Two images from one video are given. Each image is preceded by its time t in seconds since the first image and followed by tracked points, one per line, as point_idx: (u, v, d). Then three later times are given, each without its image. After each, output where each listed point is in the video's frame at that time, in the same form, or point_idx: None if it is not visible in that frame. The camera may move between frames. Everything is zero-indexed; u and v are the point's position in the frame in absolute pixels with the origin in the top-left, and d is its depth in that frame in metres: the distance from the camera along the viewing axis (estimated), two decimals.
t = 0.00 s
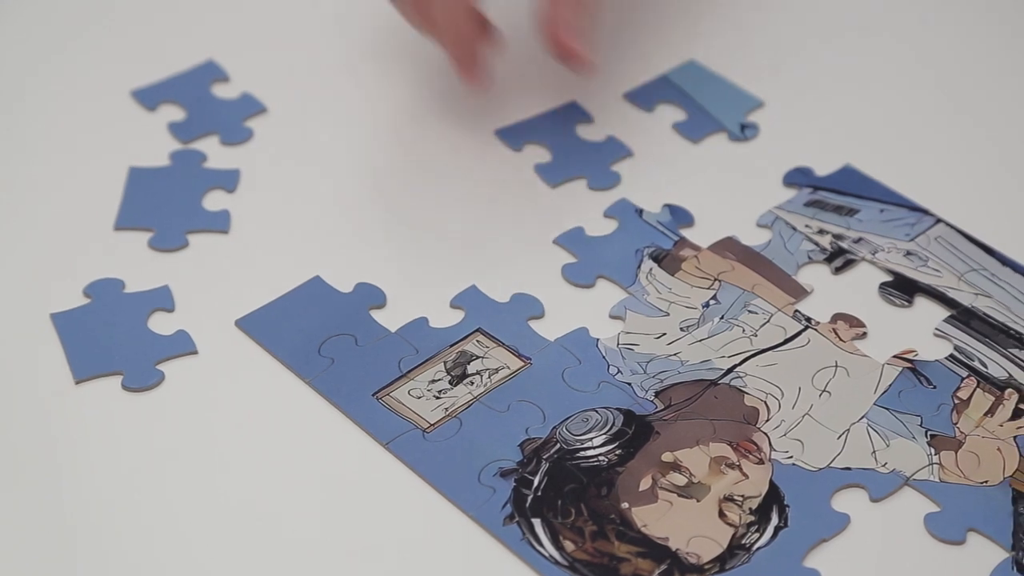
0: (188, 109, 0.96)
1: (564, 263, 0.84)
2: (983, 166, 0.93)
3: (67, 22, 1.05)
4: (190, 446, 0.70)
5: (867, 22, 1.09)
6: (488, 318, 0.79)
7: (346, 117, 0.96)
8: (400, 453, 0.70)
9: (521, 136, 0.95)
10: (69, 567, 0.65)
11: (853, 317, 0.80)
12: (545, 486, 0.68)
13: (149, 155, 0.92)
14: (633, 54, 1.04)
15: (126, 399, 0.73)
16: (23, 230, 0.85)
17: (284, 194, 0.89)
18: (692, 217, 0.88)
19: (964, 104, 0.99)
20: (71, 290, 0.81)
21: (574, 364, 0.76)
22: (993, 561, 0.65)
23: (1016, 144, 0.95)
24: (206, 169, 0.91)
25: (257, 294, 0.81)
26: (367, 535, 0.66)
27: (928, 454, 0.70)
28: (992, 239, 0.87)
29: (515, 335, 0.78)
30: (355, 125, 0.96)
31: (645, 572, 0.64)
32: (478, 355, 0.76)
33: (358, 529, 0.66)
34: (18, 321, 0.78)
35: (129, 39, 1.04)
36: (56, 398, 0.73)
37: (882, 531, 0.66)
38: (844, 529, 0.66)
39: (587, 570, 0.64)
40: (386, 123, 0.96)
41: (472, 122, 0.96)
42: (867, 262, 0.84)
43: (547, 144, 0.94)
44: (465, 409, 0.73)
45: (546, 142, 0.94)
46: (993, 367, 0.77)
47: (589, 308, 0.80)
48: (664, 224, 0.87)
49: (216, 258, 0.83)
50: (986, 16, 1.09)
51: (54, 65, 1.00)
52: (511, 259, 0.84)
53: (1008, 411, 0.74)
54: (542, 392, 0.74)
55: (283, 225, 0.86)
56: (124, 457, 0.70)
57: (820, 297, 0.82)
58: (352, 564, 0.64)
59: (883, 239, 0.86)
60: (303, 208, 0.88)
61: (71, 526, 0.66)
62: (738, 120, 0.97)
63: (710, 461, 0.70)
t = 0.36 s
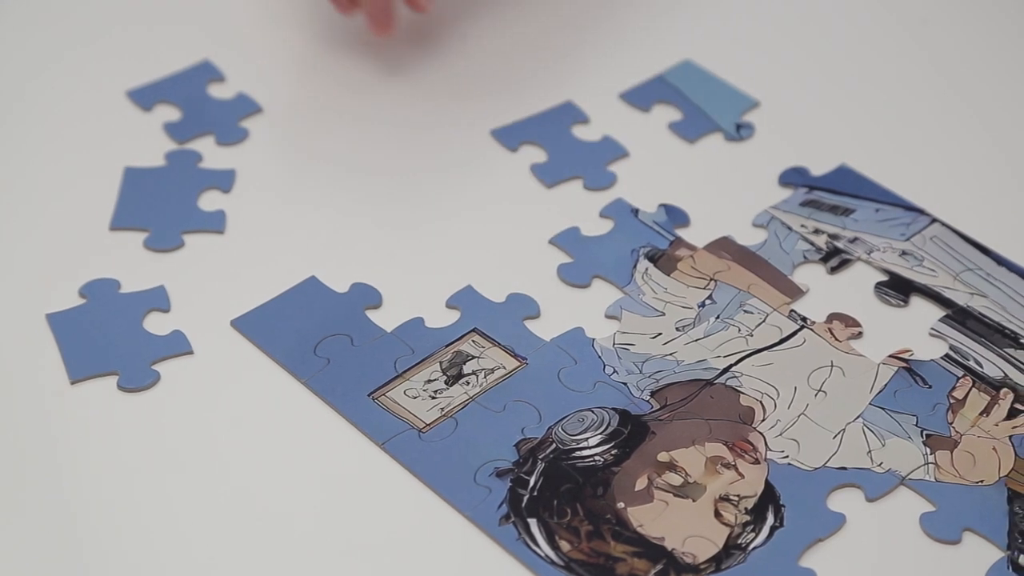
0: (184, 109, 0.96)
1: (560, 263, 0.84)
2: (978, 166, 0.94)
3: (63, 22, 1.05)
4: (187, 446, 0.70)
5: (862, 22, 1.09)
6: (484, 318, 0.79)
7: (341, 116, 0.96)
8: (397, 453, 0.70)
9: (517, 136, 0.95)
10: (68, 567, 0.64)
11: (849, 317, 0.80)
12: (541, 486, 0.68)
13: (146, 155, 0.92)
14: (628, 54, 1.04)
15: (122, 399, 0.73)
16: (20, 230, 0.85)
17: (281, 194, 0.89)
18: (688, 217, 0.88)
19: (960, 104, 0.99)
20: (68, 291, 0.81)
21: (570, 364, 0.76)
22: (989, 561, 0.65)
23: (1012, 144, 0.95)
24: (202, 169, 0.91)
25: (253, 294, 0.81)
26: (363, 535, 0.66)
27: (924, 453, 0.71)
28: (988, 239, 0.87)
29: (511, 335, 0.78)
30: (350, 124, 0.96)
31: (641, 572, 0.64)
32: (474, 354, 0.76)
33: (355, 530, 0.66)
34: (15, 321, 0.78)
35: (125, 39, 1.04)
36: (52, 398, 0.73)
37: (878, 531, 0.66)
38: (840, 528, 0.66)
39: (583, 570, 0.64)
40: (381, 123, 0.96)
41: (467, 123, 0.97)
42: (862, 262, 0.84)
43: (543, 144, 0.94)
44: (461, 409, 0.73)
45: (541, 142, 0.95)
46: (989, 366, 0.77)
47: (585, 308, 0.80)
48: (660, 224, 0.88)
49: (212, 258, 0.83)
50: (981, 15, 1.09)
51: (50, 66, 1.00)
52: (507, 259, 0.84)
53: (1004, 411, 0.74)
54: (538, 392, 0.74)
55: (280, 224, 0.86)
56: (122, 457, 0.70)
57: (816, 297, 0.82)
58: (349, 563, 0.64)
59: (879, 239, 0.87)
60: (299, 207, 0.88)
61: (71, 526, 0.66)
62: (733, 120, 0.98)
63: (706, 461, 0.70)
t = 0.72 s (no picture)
0: (180, 109, 0.96)
1: (556, 263, 0.84)
2: (974, 166, 0.94)
3: (58, 22, 1.05)
4: (184, 446, 0.70)
5: (856, 22, 1.09)
6: (480, 318, 0.79)
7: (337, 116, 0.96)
8: (393, 454, 0.70)
9: (513, 136, 0.95)
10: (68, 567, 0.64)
11: (845, 317, 0.80)
12: (538, 486, 0.68)
13: (143, 155, 0.92)
14: (623, 55, 1.04)
15: (119, 399, 0.73)
16: (17, 231, 0.85)
17: (278, 194, 0.89)
18: (684, 217, 0.89)
19: (955, 104, 1.00)
20: (65, 291, 0.81)
21: (566, 364, 0.76)
22: (985, 560, 0.65)
23: (1009, 144, 0.95)
24: (199, 170, 0.91)
25: (250, 294, 0.81)
26: (359, 535, 0.66)
27: (919, 453, 0.71)
28: (984, 239, 0.87)
29: (507, 335, 0.78)
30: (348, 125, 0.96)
31: (637, 572, 0.64)
32: (470, 354, 0.76)
33: (354, 530, 0.66)
34: (12, 322, 0.78)
35: (120, 39, 1.04)
36: (48, 399, 0.73)
37: (874, 531, 0.66)
38: (836, 528, 0.66)
39: (579, 570, 0.64)
40: (377, 123, 0.96)
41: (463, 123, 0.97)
42: (858, 262, 0.85)
43: (539, 144, 0.94)
44: (457, 409, 0.73)
45: (537, 142, 0.95)
46: (985, 366, 0.77)
47: (581, 308, 0.80)
48: (656, 224, 0.88)
49: (208, 258, 0.83)
50: (976, 16, 1.09)
51: (46, 66, 1.00)
52: (503, 259, 0.84)
53: (999, 410, 0.74)
54: (534, 392, 0.74)
55: (277, 224, 0.86)
56: (120, 457, 0.70)
57: (812, 297, 0.82)
58: (345, 563, 0.64)
59: (875, 238, 0.87)
60: (295, 207, 0.88)
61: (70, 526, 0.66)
62: (729, 120, 0.98)
63: (702, 460, 0.70)
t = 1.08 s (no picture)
0: (179, 110, 0.96)
1: (554, 262, 0.84)
2: (972, 164, 0.94)
3: (57, 22, 1.05)
4: (183, 446, 0.70)
5: (853, 22, 1.09)
6: (479, 317, 0.79)
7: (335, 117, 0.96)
8: (391, 453, 0.70)
9: (511, 135, 0.95)
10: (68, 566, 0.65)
11: (843, 315, 0.80)
12: (536, 484, 0.68)
13: (142, 155, 0.92)
14: (621, 54, 1.05)
15: (118, 399, 0.73)
16: (16, 230, 0.85)
17: (277, 194, 0.89)
18: (682, 217, 0.89)
19: (954, 104, 1.00)
20: (64, 291, 0.81)
21: (564, 363, 0.76)
22: (982, 559, 0.66)
23: (1006, 143, 0.96)
24: (198, 170, 0.91)
25: (249, 294, 0.81)
26: (358, 534, 0.66)
27: (917, 452, 0.71)
28: (982, 238, 0.87)
29: (505, 334, 0.78)
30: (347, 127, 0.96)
31: (635, 570, 0.64)
32: (468, 354, 0.76)
33: (354, 530, 0.66)
34: (11, 322, 0.78)
35: (119, 38, 1.04)
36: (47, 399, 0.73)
37: (872, 529, 0.67)
38: (833, 526, 0.66)
39: (577, 568, 0.64)
40: (376, 123, 0.96)
41: (462, 123, 0.97)
42: (855, 261, 0.85)
43: (537, 143, 0.95)
44: (455, 408, 0.73)
45: (535, 142, 0.95)
46: (982, 365, 0.77)
47: (579, 308, 0.80)
48: (654, 224, 0.88)
49: (208, 257, 0.84)
50: (974, 16, 1.09)
51: (44, 67, 1.00)
52: (501, 259, 0.84)
53: (996, 409, 0.74)
54: (533, 391, 0.74)
55: (276, 224, 0.87)
56: (119, 457, 0.70)
57: (810, 296, 0.82)
58: (344, 562, 0.65)
59: (873, 238, 0.87)
60: (294, 207, 0.88)
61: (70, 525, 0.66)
62: (727, 120, 0.98)
63: (699, 459, 0.70)
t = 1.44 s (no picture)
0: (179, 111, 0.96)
1: (554, 262, 0.84)
2: (971, 164, 0.94)
3: (57, 22, 1.05)
4: (183, 446, 0.70)
5: (852, 22, 1.09)
6: (478, 317, 0.79)
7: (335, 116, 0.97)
8: (392, 453, 0.70)
9: (511, 136, 0.95)
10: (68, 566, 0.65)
11: (842, 315, 0.80)
12: (536, 484, 0.68)
13: (142, 155, 0.92)
14: (620, 54, 1.05)
15: (118, 398, 0.73)
16: (15, 229, 0.85)
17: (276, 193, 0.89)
18: (682, 216, 0.89)
19: (953, 103, 1.00)
20: (64, 290, 0.81)
21: (564, 362, 0.76)
22: (981, 558, 0.66)
23: (1006, 143, 0.96)
24: (198, 170, 0.91)
25: (249, 293, 0.81)
26: (358, 534, 0.66)
27: (916, 451, 0.71)
28: (981, 238, 0.87)
29: (505, 334, 0.78)
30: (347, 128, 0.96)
31: (634, 570, 0.64)
32: (468, 353, 0.76)
33: (355, 530, 0.66)
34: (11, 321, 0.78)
35: (119, 39, 1.04)
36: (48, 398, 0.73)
37: (871, 529, 0.67)
38: (833, 526, 0.66)
39: (577, 567, 0.64)
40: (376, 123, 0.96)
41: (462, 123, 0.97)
42: (855, 261, 0.85)
43: (538, 144, 0.95)
44: (456, 408, 0.73)
45: (535, 142, 0.95)
46: (981, 364, 0.77)
47: (578, 307, 0.81)
48: (653, 223, 0.88)
49: (208, 257, 0.84)
50: (974, 15, 1.09)
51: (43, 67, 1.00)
52: (501, 259, 0.84)
53: (995, 409, 0.75)
54: (533, 390, 0.74)
55: (276, 224, 0.87)
56: (119, 457, 0.70)
57: (809, 296, 0.82)
58: (345, 563, 0.65)
59: (873, 238, 0.87)
60: (295, 207, 0.88)
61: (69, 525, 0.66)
62: (726, 120, 0.98)
63: (699, 459, 0.70)
